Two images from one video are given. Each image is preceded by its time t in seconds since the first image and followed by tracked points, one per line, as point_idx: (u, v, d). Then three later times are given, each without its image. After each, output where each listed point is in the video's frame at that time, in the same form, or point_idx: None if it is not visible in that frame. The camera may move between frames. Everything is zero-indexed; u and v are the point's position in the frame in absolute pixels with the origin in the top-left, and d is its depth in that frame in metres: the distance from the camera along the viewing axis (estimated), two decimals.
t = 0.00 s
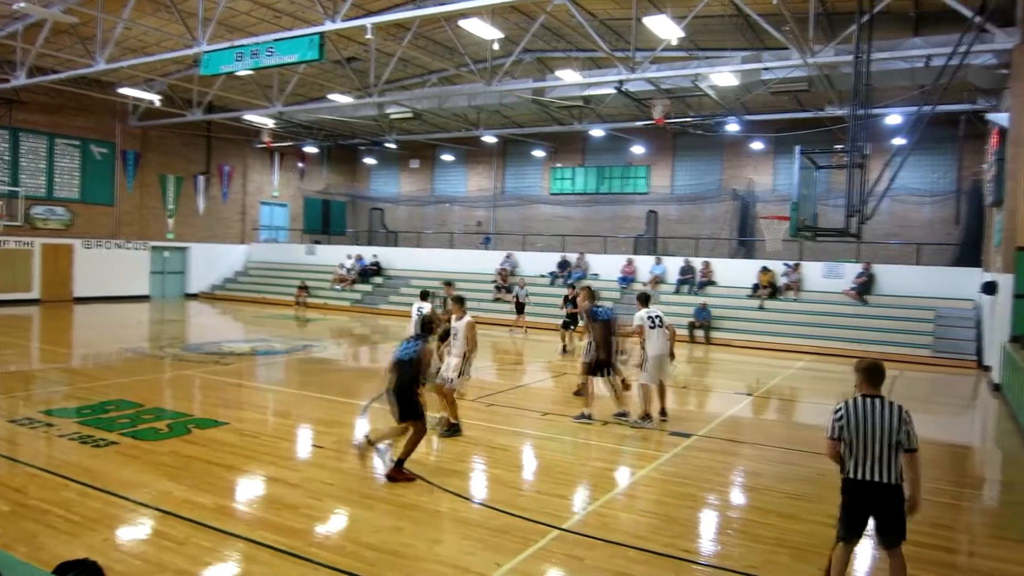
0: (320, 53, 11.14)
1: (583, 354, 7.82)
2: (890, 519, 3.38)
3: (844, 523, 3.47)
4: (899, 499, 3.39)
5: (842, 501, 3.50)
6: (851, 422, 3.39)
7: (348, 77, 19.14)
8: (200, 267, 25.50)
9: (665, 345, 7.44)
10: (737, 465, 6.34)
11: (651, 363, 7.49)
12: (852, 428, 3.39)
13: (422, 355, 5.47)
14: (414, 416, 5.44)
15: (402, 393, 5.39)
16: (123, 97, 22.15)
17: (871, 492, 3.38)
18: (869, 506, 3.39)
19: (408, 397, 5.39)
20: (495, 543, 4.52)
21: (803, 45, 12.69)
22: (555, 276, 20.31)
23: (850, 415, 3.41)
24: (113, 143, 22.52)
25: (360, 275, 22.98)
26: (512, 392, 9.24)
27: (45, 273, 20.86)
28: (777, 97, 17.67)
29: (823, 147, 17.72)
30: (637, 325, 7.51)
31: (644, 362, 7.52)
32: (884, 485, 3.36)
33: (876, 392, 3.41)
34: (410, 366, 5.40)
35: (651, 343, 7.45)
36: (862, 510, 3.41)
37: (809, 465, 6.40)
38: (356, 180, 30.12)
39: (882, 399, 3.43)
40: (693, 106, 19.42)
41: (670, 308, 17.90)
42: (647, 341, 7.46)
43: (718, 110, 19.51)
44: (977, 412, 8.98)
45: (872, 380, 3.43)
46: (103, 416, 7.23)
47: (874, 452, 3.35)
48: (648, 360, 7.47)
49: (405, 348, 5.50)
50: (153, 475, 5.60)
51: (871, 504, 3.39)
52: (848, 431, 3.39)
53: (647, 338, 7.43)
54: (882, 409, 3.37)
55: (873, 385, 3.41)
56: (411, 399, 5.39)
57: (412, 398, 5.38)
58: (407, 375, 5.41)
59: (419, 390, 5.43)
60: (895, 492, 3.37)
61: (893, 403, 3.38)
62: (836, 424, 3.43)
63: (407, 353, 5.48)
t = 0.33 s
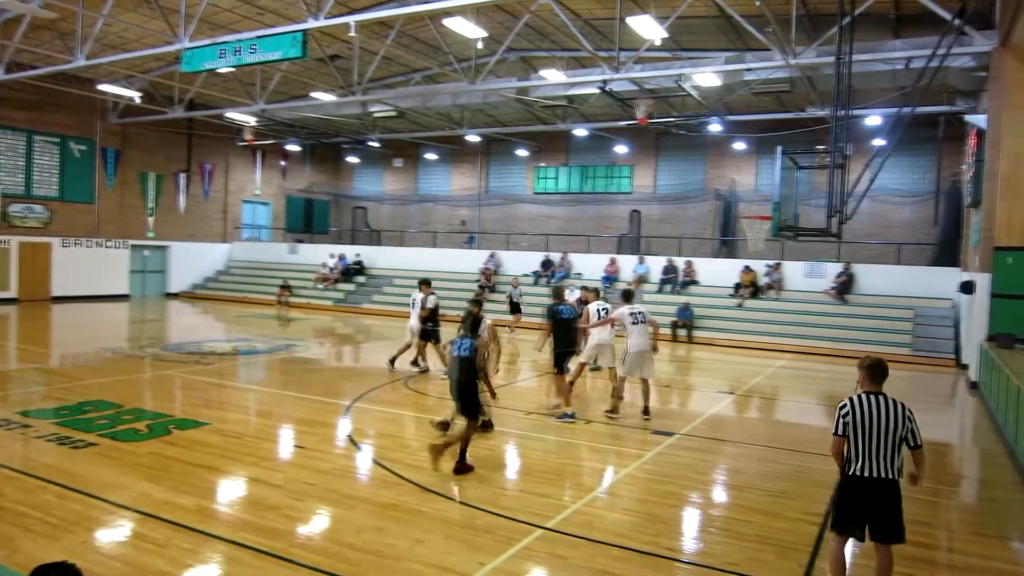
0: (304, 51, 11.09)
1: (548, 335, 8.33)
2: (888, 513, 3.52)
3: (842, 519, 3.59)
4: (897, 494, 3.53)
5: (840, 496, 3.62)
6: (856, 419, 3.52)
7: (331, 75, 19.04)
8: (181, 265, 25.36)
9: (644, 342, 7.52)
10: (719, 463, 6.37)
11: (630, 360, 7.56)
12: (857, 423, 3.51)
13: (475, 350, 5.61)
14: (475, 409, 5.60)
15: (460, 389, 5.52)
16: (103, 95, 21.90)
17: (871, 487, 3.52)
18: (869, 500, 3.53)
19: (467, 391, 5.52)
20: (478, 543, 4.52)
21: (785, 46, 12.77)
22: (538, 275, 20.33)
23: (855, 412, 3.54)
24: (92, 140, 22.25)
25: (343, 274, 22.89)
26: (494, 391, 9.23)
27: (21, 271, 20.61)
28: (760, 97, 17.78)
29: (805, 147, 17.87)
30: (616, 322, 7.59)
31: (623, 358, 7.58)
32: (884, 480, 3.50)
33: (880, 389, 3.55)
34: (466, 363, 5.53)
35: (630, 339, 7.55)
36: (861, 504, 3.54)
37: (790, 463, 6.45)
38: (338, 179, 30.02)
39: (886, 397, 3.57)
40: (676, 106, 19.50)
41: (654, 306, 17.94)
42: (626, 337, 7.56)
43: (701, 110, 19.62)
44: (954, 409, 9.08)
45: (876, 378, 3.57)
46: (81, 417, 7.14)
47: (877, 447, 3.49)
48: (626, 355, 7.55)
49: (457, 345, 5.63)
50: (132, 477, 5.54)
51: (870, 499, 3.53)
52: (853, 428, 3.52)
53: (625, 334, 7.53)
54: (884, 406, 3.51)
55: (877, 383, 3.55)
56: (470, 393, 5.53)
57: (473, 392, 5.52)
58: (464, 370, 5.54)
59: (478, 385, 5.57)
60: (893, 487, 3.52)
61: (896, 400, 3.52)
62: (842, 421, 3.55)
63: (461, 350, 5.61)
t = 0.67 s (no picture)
0: (283, 49, 11.03)
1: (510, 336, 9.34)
2: (867, 512, 3.56)
3: (823, 519, 3.61)
4: (875, 494, 3.58)
5: (822, 497, 3.62)
6: (843, 420, 3.53)
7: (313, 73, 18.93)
8: (160, 265, 25.04)
9: (614, 341, 7.59)
10: (699, 461, 6.41)
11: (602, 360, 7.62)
12: (844, 423, 3.52)
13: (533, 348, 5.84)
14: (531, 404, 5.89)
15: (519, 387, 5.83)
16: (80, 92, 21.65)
17: (854, 486, 3.55)
18: (851, 500, 3.55)
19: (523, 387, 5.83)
20: (460, 542, 4.51)
21: (766, 49, 12.86)
22: (520, 275, 20.31)
23: (842, 413, 3.55)
24: (68, 138, 21.98)
25: (324, 273, 22.80)
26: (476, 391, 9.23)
27: None
28: (740, 98, 17.88)
29: (785, 148, 18.00)
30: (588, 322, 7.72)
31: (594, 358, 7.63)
32: (865, 479, 3.54)
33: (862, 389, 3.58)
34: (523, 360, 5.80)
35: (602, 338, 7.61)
36: (843, 504, 3.57)
37: (770, 461, 6.50)
38: (320, 178, 29.85)
39: (866, 396, 3.61)
40: (658, 106, 19.59)
41: (636, 306, 17.98)
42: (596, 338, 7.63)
43: (682, 111, 19.71)
44: (930, 408, 9.19)
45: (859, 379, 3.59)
46: (58, 417, 7.07)
47: (860, 447, 3.53)
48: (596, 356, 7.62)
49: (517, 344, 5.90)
50: (110, 478, 5.49)
51: (851, 498, 3.56)
52: (841, 428, 3.53)
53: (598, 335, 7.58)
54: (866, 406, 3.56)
55: (860, 382, 3.58)
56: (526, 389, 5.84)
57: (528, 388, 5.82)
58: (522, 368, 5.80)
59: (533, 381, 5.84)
60: (873, 486, 3.57)
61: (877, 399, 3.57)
62: (829, 422, 3.55)
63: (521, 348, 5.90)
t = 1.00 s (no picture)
0: (275, 49, 11.02)
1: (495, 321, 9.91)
2: (855, 513, 3.57)
3: (812, 519, 3.62)
4: (863, 494, 3.59)
5: (810, 498, 3.64)
6: (829, 420, 3.55)
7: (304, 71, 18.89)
8: (150, 264, 24.96)
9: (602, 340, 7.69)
10: (690, 461, 6.43)
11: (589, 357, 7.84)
12: (831, 424, 3.55)
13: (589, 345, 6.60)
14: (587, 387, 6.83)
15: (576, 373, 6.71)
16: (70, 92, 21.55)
17: (841, 486, 3.57)
18: (838, 500, 3.57)
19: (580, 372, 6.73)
20: (452, 542, 4.52)
21: (757, 49, 12.90)
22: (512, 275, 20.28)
23: (828, 413, 3.57)
24: (58, 137, 21.89)
25: (315, 272, 22.77)
26: (468, 391, 9.23)
27: None
28: (731, 97, 17.90)
29: (777, 147, 18.08)
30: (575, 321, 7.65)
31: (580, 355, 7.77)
32: (853, 479, 3.56)
33: (848, 388, 3.61)
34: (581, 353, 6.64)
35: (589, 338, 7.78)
36: (831, 504, 3.58)
37: (761, 460, 6.52)
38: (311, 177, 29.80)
39: (853, 396, 3.63)
40: (649, 106, 19.65)
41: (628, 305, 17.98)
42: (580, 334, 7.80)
43: (674, 111, 19.75)
44: (919, 407, 9.21)
45: (846, 379, 3.62)
46: (48, 418, 7.03)
47: (848, 448, 3.54)
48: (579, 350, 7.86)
49: (575, 338, 6.65)
50: (101, 478, 5.46)
51: (839, 498, 3.58)
52: (827, 428, 3.55)
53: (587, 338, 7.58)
54: (853, 405, 3.58)
55: (846, 382, 3.61)
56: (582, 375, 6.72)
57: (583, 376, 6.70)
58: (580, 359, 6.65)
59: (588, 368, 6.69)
60: (860, 486, 3.59)
61: (864, 400, 3.59)
62: (816, 422, 3.57)
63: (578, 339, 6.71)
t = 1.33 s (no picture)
0: (270, 47, 10.98)
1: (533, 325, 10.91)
2: (846, 510, 3.59)
3: (804, 517, 3.63)
4: (854, 492, 3.61)
5: (801, 496, 3.65)
6: (819, 419, 3.57)
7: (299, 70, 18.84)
8: (144, 264, 24.88)
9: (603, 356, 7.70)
10: (686, 460, 6.43)
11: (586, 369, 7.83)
12: (820, 423, 3.57)
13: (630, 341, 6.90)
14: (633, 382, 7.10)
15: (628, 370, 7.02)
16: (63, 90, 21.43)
17: (832, 484, 3.58)
18: (831, 498, 3.58)
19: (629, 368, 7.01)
20: (447, 541, 4.51)
21: (752, 48, 12.92)
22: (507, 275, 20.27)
23: (818, 412, 3.58)
24: (52, 135, 21.80)
25: (309, 271, 22.72)
26: (463, 391, 9.21)
27: None
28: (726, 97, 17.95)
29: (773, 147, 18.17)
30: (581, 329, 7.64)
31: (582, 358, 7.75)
32: (843, 477, 3.57)
33: (838, 388, 3.62)
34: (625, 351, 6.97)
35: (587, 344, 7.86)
36: (822, 502, 3.60)
37: (756, 459, 6.53)
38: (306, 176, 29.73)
39: (842, 395, 3.65)
40: (644, 106, 19.72)
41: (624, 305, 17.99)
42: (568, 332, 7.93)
43: (669, 110, 19.78)
44: (912, 405, 9.27)
45: (834, 379, 3.63)
46: (41, 418, 7.00)
47: (837, 447, 3.56)
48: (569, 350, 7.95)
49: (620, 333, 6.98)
50: (95, 479, 5.43)
51: (830, 497, 3.59)
52: (816, 427, 3.57)
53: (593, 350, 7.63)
54: (842, 404, 3.60)
55: (835, 382, 3.62)
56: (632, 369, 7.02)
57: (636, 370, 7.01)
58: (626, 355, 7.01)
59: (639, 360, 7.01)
60: (851, 484, 3.60)
61: (853, 399, 3.61)
62: (805, 421, 3.59)
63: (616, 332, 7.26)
